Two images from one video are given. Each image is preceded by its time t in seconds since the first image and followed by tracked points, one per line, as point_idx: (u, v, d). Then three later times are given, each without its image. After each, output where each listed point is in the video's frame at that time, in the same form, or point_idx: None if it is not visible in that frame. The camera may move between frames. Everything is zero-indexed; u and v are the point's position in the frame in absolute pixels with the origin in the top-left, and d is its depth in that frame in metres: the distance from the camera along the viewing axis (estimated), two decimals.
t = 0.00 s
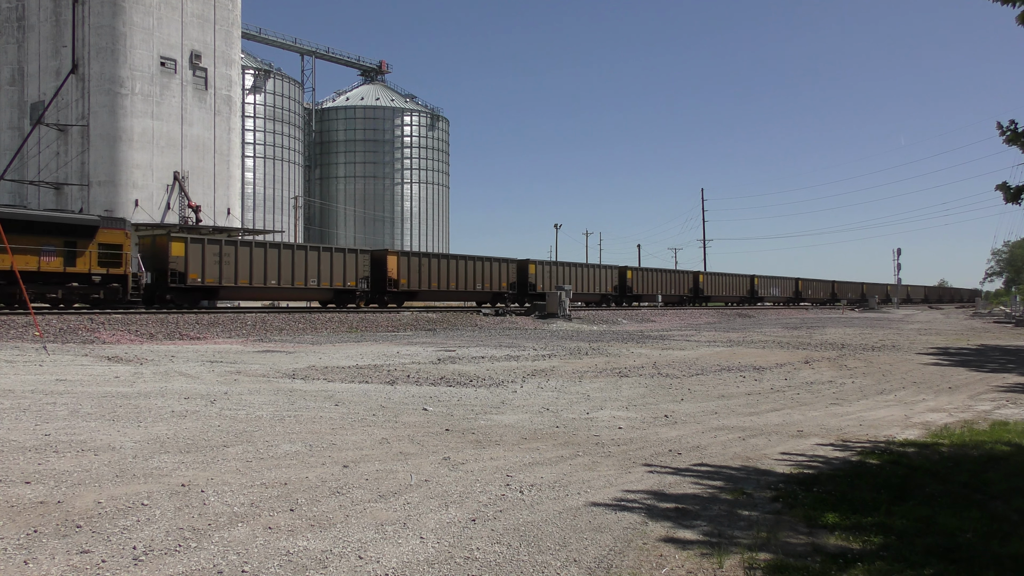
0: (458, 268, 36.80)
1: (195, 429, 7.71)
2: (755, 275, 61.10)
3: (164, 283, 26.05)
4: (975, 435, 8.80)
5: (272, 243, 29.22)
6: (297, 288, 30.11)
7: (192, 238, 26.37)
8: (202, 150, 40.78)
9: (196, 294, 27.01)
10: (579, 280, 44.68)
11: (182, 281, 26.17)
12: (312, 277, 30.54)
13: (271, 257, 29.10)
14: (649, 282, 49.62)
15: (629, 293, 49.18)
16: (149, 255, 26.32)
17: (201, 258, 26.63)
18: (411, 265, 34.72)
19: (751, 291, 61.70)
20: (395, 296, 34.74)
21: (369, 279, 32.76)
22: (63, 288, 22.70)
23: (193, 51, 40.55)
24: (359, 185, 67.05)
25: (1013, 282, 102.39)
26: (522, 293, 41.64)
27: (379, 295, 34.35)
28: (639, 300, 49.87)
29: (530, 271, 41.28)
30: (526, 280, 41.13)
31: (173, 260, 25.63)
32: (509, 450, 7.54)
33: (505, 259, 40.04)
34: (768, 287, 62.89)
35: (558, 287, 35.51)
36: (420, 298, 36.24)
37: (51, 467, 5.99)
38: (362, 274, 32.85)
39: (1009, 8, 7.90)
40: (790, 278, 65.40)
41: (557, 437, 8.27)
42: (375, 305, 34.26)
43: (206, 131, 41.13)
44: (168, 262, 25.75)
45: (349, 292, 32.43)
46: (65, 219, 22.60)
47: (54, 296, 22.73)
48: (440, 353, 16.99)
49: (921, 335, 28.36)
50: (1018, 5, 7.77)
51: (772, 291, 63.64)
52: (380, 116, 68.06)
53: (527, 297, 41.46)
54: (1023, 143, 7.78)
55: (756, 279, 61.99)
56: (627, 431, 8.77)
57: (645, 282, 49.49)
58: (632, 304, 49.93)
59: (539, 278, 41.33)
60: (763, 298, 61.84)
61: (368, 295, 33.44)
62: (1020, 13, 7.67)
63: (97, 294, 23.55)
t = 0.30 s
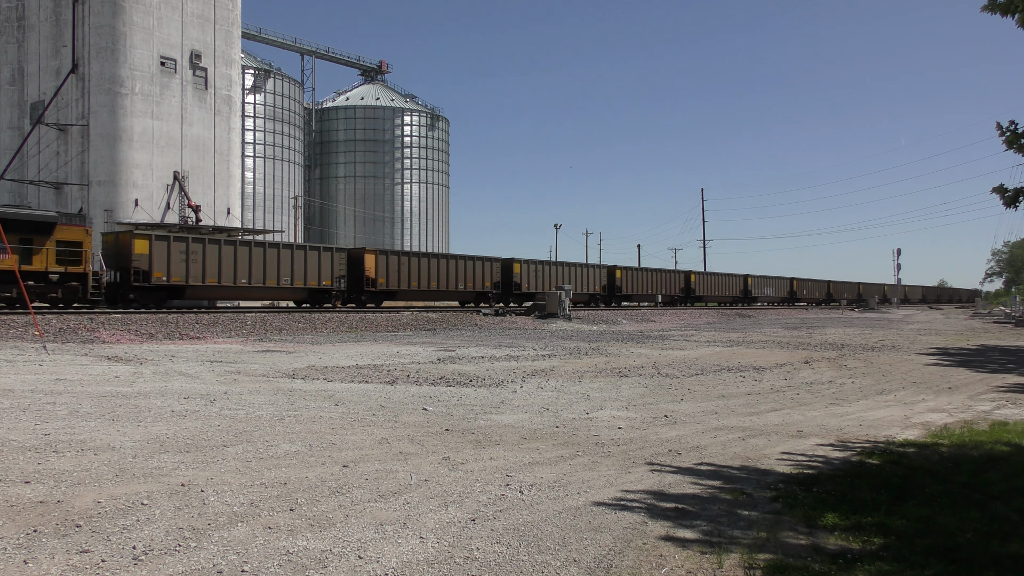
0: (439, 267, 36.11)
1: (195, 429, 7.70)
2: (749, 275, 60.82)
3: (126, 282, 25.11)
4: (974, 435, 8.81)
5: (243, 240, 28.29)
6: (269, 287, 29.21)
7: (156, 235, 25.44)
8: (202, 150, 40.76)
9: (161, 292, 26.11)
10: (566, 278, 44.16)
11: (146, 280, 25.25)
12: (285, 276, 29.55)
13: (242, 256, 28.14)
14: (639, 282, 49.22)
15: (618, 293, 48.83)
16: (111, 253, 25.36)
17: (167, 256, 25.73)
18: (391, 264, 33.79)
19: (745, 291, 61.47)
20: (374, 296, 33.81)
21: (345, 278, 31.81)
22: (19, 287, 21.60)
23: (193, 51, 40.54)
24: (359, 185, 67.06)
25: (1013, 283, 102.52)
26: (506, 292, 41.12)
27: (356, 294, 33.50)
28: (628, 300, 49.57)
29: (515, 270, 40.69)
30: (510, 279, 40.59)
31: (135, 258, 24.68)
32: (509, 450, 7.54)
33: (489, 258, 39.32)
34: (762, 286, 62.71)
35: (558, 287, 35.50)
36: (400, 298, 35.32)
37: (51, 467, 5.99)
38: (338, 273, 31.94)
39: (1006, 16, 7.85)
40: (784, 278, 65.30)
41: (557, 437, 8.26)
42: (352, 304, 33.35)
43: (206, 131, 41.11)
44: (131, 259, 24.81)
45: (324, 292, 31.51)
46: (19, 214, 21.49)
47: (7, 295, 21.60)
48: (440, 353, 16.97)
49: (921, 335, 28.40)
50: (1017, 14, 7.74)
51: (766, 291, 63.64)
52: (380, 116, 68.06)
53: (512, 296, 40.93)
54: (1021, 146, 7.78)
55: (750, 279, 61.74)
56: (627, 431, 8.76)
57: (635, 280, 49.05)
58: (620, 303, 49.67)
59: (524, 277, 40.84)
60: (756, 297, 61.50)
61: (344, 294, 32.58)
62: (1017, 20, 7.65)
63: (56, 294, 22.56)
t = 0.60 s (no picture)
0: (420, 266, 35.62)
1: (195, 429, 7.70)
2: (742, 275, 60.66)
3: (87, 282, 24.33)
4: (975, 435, 8.81)
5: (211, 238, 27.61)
6: (239, 287, 28.57)
7: (119, 233, 24.71)
8: (202, 150, 40.75)
9: (125, 292, 25.37)
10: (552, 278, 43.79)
11: (108, 279, 24.51)
12: (256, 275, 28.90)
13: (210, 254, 27.46)
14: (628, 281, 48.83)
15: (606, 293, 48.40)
16: (71, 251, 24.56)
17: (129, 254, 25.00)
18: (368, 262, 33.23)
19: (738, 291, 61.28)
20: (350, 296, 33.28)
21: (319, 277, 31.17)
22: None
23: (193, 51, 40.53)
24: (359, 185, 67.08)
25: (1013, 283, 102.59)
26: (489, 291, 40.67)
27: (332, 294, 32.97)
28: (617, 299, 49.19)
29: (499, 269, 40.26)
30: (494, 278, 40.13)
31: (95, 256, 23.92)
32: (509, 450, 7.54)
33: (473, 257, 38.95)
34: (756, 286, 62.59)
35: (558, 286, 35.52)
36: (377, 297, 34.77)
37: (51, 467, 5.98)
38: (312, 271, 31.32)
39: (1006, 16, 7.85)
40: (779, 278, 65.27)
41: (557, 437, 8.26)
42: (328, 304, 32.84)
43: (206, 131, 41.10)
44: (91, 258, 24.05)
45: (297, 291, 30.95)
46: None
47: None
48: (441, 353, 16.96)
49: (921, 335, 28.45)
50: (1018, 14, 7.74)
51: (760, 291, 63.71)
52: (380, 116, 68.08)
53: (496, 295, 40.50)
54: (1021, 147, 7.78)
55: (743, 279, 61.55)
56: (627, 431, 8.76)
57: (624, 280, 48.64)
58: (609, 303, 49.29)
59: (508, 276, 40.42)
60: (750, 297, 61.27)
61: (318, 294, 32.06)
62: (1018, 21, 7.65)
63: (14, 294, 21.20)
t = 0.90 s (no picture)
0: (399, 264, 34.80)
1: (195, 429, 7.70)
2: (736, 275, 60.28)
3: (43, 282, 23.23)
4: (975, 435, 8.81)
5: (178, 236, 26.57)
6: (207, 286, 27.57)
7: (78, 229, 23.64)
8: (202, 150, 40.75)
9: (85, 291, 24.29)
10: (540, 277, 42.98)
11: (67, 278, 23.42)
12: (225, 274, 27.96)
13: (177, 252, 26.42)
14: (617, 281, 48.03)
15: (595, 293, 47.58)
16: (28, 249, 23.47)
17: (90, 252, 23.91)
18: (344, 261, 32.35)
19: (732, 291, 60.86)
20: (326, 295, 32.43)
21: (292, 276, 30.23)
22: None
23: (193, 51, 40.53)
24: (359, 185, 67.07)
25: (1013, 283, 102.63)
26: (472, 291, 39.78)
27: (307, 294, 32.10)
28: (606, 300, 48.39)
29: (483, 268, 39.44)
30: (478, 277, 39.28)
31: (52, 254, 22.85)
32: (509, 450, 7.54)
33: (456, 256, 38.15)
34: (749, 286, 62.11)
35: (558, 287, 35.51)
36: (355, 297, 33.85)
37: (51, 467, 5.99)
38: (286, 270, 30.38)
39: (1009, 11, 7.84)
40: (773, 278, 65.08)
41: (557, 437, 8.26)
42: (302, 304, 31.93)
43: (206, 131, 41.10)
44: (48, 256, 22.95)
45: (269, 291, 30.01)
46: None
47: None
48: (440, 353, 16.97)
49: (921, 335, 28.48)
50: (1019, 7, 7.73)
51: (753, 290, 63.63)
52: (380, 116, 68.07)
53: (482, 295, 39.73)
54: (1020, 151, 7.77)
55: (736, 278, 61.15)
56: (627, 431, 8.76)
57: (613, 280, 47.84)
58: (599, 303, 48.45)
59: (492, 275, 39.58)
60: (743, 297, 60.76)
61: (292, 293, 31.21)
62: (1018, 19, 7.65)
63: None
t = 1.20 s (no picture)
0: (376, 263, 33.80)
1: (195, 429, 7.71)
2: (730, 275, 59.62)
3: None
4: (975, 435, 8.82)
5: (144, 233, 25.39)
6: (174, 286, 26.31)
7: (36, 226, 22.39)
8: (203, 150, 40.78)
9: (43, 291, 23.00)
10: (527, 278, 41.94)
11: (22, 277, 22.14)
12: (193, 274, 26.65)
13: (141, 250, 25.09)
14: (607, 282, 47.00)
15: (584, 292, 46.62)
16: None
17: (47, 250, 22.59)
18: (319, 260, 31.45)
19: (725, 291, 60.12)
20: (301, 296, 31.48)
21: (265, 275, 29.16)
22: None
23: (193, 50, 40.52)
24: (359, 185, 67.06)
25: (1013, 283, 102.64)
26: (455, 291, 38.65)
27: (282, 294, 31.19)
28: (595, 300, 47.49)
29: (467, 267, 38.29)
30: (460, 276, 38.13)
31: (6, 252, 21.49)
32: (509, 450, 7.54)
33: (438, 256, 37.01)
34: (744, 286, 61.42)
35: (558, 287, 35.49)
36: (331, 297, 32.71)
37: (51, 467, 5.99)
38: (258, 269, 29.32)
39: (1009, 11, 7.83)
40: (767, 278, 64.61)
41: (556, 437, 8.27)
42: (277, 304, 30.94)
43: (206, 131, 41.12)
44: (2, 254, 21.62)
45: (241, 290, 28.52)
46: None
47: None
48: (440, 353, 16.95)
49: (921, 335, 28.51)
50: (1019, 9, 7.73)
51: (747, 290, 63.36)
52: (380, 116, 68.06)
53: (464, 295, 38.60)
54: (1021, 151, 7.78)
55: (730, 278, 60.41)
56: (626, 431, 8.77)
57: (602, 280, 46.83)
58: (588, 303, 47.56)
59: (476, 274, 38.41)
60: (737, 297, 60.09)
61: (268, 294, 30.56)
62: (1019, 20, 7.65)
63: None
